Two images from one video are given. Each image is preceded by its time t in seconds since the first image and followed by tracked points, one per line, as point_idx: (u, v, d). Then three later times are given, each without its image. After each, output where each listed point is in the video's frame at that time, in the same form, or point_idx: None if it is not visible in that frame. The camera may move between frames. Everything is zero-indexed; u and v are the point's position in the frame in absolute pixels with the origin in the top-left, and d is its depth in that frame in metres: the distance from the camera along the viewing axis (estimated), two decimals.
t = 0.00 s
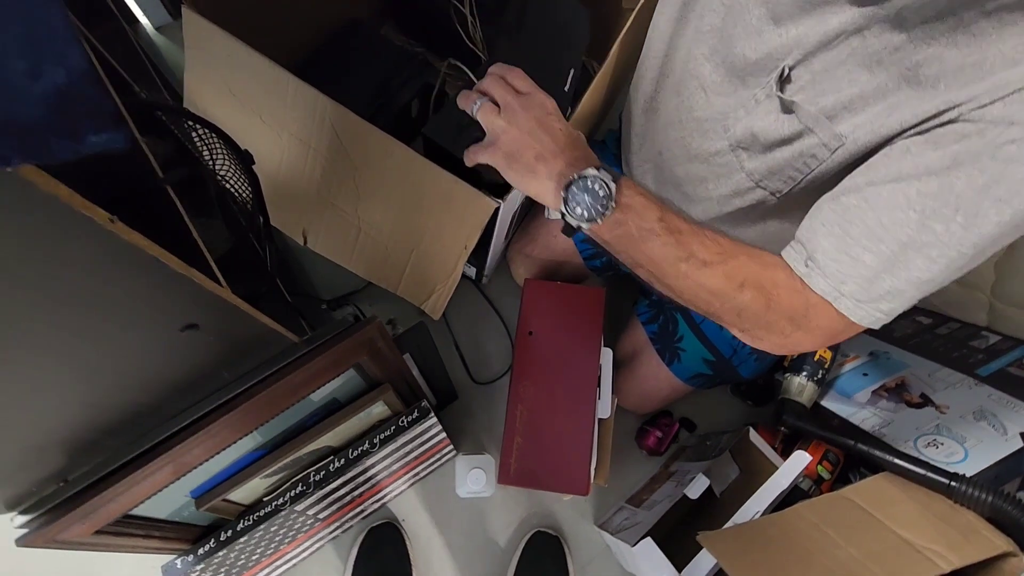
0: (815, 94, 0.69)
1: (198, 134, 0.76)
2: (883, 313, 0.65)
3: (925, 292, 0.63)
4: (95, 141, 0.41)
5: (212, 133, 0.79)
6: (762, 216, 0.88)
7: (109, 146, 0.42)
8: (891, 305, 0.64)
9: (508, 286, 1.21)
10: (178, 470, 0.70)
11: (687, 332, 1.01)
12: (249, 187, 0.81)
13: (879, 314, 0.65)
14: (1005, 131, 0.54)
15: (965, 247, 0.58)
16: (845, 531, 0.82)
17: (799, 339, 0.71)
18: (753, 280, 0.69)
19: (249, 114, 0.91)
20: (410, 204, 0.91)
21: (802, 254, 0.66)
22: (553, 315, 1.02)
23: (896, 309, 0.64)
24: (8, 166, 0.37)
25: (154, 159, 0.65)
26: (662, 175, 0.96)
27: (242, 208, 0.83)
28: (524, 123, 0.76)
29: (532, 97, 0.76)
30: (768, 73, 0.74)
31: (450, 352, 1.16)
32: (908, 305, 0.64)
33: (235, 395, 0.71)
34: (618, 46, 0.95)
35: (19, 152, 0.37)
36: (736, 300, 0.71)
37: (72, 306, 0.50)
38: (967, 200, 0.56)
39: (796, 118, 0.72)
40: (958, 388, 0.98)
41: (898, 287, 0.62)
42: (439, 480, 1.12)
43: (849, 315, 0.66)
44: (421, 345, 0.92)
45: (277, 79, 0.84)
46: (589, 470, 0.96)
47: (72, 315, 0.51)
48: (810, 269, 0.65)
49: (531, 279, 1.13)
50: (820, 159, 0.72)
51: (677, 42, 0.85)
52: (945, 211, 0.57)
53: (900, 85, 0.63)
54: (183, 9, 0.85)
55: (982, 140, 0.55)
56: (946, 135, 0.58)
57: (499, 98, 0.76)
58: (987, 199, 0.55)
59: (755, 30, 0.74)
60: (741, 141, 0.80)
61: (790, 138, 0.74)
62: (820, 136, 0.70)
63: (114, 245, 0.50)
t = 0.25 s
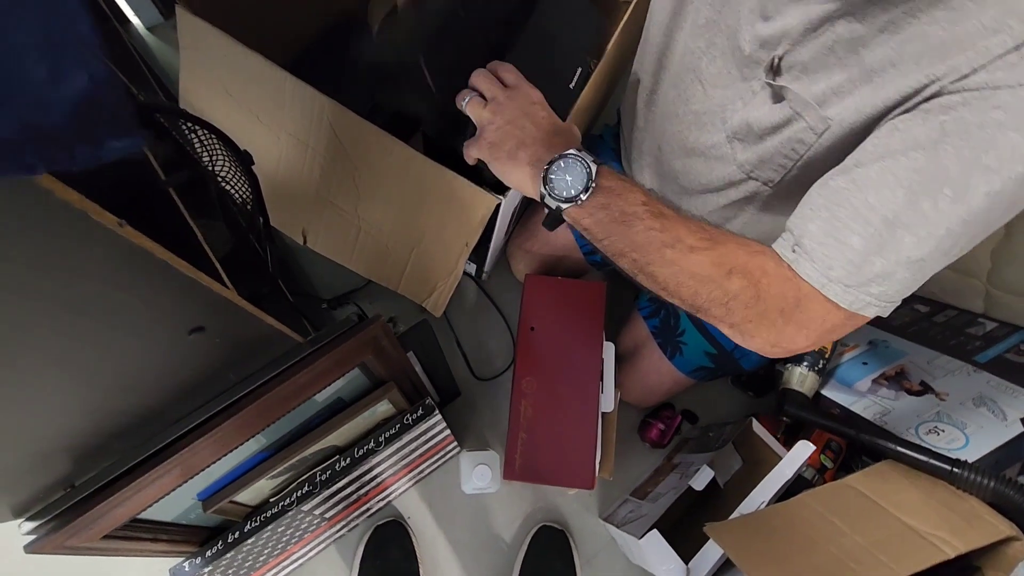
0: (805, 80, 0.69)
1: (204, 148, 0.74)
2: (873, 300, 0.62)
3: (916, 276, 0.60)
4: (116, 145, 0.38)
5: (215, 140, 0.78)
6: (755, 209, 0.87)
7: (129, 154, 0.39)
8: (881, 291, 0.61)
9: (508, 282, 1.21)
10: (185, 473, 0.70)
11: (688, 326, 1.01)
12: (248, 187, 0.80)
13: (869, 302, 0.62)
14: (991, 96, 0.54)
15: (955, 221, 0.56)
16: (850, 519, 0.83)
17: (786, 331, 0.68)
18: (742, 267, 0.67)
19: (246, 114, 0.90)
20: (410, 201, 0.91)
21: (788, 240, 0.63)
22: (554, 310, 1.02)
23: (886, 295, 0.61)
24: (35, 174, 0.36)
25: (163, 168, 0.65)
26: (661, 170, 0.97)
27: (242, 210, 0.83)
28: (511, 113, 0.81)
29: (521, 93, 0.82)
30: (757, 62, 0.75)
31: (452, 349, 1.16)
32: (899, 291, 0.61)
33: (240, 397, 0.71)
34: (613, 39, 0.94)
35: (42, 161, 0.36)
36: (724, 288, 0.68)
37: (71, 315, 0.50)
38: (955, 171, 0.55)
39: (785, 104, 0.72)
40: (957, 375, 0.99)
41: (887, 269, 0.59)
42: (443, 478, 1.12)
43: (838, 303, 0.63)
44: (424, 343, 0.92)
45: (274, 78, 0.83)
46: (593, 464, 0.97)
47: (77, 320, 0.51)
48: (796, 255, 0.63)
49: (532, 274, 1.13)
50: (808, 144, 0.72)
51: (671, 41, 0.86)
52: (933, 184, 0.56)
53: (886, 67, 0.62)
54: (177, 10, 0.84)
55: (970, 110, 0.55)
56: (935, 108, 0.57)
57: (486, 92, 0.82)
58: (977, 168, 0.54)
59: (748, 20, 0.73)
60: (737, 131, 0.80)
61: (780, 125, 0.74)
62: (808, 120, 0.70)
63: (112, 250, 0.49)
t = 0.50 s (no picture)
0: (770, 75, 0.70)
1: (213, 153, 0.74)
2: (869, 295, 0.60)
3: (908, 267, 0.58)
4: (140, 152, 0.41)
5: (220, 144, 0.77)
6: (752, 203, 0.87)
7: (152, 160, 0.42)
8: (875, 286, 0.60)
9: (510, 278, 1.21)
10: (193, 475, 0.70)
11: (692, 320, 1.01)
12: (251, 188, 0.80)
13: (866, 297, 0.61)
14: (932, 82, 0.55)
15: (929, 206, 0.55)
16: (856, 510, 0.83)
17: (805, 334, 0.67)
18: (750, 269, 0.68)
19: (245, 115, 0.89)
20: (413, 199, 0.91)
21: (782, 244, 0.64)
22: (556, 307, 1.03)
23: (882, 290, 0.60)
24: (64, 184, 0.38)
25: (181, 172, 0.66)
26: (659, 171, 0.97)
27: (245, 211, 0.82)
28: (530, 124, 0.77)
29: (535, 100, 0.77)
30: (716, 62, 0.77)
31: (455, 347, 1.16)
32: (895, 285, 0.60)
33: (248, 399, 0.71)
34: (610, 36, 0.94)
35: (71, 172, 0.38)
36: (737, 290, 0.69)
37: (74, 321, 0.50)
38: (918, 160, 0.55)
39: (757, 101, 0.73)
40: (959, 365, 0.99)
41: (873, 262, 0.59)
42: (448, 475, 1.13)
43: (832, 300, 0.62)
44: (429, 341, 0.92)
45: (276, 78, 0.82)
46: (599, 460, 0.97)
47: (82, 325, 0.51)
48: (788, 258, 0.63)
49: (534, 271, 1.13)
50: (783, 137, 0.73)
51: (650, 44, 0.87)
52: (900, 175, 0.56)
53: (842, 56, 0.62)
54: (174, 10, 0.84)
55: (922, 100, 0.55)
56: (891, 102, 0.57)
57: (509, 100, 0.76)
58: (936, 154, 0.54)
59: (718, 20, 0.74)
60: (717, 129, 0.81)
61: (756, 120, 0.75)
62: (779, 114, 0.71)
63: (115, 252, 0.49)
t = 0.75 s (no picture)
0: (720, 58, 0.73)
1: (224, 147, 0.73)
2: (814, 266, 0.61)
3: (846, 236, 0.59)
4: (182, 150, 0.38)
5: (226, 141, 0.77)
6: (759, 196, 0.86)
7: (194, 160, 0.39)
8: (818, 257, 0.60)
9: (514, 274, 1.21)
10: (204, 475, 0.70)
11: (694, 313, 1.01)
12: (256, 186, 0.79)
13: (814, 271, 0.61)
14: (839, 48, 0.58)
15: (852, 167, 0.57)
16: (865, 501, 0.83)
17: (767, 316, 0.67)
18: (715, 244, 0.67)
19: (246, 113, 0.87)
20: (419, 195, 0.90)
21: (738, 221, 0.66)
22: (561, 301, 1.02)
23: (828, 260, 0.60)
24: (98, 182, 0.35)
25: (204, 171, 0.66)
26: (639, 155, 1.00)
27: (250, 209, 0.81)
28: (523, 95, 0.77)
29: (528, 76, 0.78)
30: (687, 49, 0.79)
31: (460, 343, 1.16)
32: (839, 256, 0.60)
33: (258, 398, 0.71)
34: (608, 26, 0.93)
35: (106, 170, 0.35)
36: (704, 263, 0.68)
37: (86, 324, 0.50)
38: (833, 123, 0.57)
39: (706, 86, 0.78)
40: (964, 356, 0.99)
41: (811, 229, 0.60)
42: (455, 472, 1.13)
43: (778, 273, 0.63)
44: (436, 338, 0.92)
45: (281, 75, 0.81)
46: (608, 454, 0.97)
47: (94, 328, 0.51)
48: (740, 232, 0.65)
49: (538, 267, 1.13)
50: (733, 118, 0.77)
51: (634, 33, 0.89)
52: (823, 139, 0.58)
53: (779, 32, 0.65)
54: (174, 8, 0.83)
55: (833, 65, 0.58)
56: (813, 70, 0.60)
57: (499, 71, 0.77)
58: (848, 114, 0.57)
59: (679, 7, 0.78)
60: (680, 118, 0.85)
61: (708, 105, 0.80)
62: (727, 96, 0.75)
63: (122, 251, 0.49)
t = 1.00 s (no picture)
0: (707, 45, 0.71)
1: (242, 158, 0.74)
2: (823, 245, 0.60)
3: (846, 212, 0.57)
4: (220, 161, 0.39)
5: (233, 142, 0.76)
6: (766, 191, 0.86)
7: (230, 171, 0.40)
8: (821, 235, 0.59)
9: (519, 272, 1.20)
10: (217, 480, 0.69)
11: (701, 308, 1.01)
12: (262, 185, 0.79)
13: (820, 251, 0.60)
14: (817, 21, 0.54)
15: (842, 140, 0.55)
16: (876, 498, 0.83)
17: (785, 300, 0.66)
18: (734, 224, 0.66)
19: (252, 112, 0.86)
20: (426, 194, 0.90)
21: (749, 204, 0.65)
22: (569, 299, 1.02)
23: (836, 241, 0.59)
24: (139, 194, 0.37)
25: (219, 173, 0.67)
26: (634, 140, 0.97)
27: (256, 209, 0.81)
28: (547, 81, 0.75)
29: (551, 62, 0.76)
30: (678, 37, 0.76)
31: (466, 342, 1.16)
32: (844, 235, 0.59)
33: (268, 401, 0.70)
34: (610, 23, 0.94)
35: (150, 180, 0.37)
36: (721, 244, 0.67)
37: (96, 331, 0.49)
38: (818, 96, 0.55)
39: (696, 74, 0.76)
40: (971, 350, 0.98)
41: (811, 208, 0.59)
42: (463, 471, 1.13)
43: (784, 253, 0.63)
44: (444, 338, 0.91)
45: (286, 75, 0.81)
46: (617, 454, 0.97)
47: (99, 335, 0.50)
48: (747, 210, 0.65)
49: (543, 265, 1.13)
50: (725, 104, 0.75)
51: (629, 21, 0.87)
52: (809, 117, 0.56)
53: (761, 13, 0.64)
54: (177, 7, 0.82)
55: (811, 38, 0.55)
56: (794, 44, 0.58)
57: (518, 58, 0.75)
58: (834, 88, 0.54)
59: None
60: (674, 110, 0.84)
61: (699, 94, 0.78)
62: (716, 83, 0.73)
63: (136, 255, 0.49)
